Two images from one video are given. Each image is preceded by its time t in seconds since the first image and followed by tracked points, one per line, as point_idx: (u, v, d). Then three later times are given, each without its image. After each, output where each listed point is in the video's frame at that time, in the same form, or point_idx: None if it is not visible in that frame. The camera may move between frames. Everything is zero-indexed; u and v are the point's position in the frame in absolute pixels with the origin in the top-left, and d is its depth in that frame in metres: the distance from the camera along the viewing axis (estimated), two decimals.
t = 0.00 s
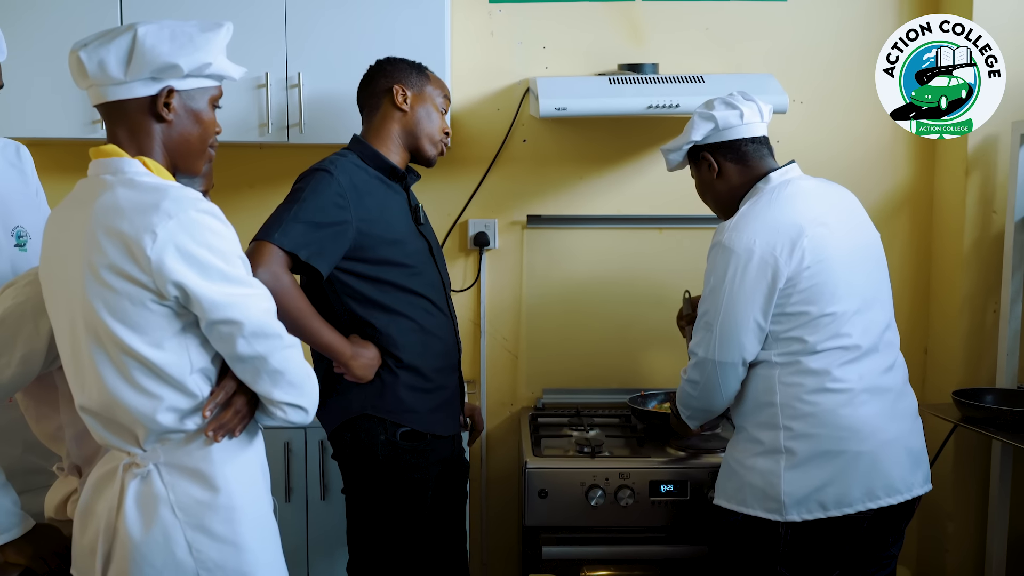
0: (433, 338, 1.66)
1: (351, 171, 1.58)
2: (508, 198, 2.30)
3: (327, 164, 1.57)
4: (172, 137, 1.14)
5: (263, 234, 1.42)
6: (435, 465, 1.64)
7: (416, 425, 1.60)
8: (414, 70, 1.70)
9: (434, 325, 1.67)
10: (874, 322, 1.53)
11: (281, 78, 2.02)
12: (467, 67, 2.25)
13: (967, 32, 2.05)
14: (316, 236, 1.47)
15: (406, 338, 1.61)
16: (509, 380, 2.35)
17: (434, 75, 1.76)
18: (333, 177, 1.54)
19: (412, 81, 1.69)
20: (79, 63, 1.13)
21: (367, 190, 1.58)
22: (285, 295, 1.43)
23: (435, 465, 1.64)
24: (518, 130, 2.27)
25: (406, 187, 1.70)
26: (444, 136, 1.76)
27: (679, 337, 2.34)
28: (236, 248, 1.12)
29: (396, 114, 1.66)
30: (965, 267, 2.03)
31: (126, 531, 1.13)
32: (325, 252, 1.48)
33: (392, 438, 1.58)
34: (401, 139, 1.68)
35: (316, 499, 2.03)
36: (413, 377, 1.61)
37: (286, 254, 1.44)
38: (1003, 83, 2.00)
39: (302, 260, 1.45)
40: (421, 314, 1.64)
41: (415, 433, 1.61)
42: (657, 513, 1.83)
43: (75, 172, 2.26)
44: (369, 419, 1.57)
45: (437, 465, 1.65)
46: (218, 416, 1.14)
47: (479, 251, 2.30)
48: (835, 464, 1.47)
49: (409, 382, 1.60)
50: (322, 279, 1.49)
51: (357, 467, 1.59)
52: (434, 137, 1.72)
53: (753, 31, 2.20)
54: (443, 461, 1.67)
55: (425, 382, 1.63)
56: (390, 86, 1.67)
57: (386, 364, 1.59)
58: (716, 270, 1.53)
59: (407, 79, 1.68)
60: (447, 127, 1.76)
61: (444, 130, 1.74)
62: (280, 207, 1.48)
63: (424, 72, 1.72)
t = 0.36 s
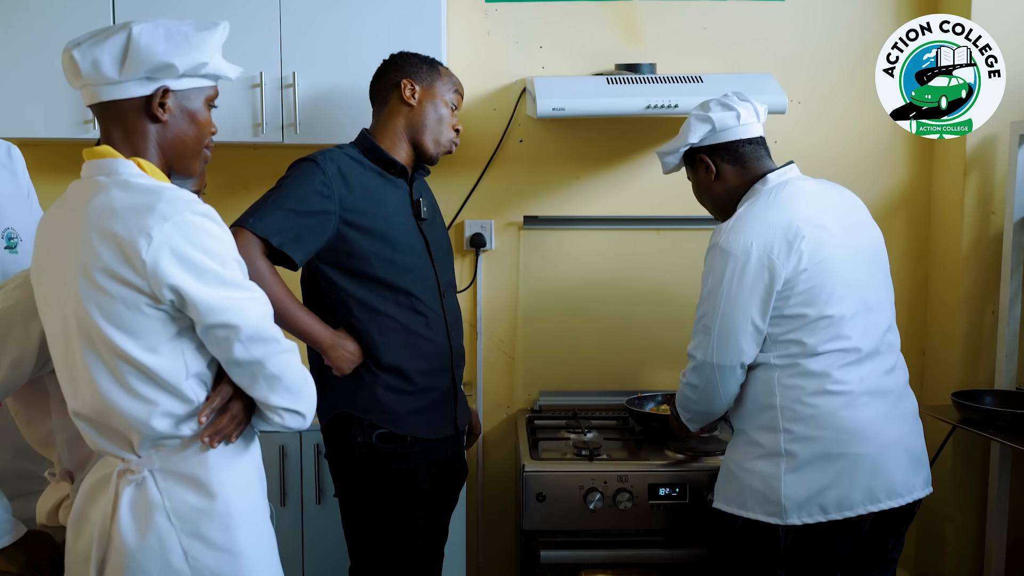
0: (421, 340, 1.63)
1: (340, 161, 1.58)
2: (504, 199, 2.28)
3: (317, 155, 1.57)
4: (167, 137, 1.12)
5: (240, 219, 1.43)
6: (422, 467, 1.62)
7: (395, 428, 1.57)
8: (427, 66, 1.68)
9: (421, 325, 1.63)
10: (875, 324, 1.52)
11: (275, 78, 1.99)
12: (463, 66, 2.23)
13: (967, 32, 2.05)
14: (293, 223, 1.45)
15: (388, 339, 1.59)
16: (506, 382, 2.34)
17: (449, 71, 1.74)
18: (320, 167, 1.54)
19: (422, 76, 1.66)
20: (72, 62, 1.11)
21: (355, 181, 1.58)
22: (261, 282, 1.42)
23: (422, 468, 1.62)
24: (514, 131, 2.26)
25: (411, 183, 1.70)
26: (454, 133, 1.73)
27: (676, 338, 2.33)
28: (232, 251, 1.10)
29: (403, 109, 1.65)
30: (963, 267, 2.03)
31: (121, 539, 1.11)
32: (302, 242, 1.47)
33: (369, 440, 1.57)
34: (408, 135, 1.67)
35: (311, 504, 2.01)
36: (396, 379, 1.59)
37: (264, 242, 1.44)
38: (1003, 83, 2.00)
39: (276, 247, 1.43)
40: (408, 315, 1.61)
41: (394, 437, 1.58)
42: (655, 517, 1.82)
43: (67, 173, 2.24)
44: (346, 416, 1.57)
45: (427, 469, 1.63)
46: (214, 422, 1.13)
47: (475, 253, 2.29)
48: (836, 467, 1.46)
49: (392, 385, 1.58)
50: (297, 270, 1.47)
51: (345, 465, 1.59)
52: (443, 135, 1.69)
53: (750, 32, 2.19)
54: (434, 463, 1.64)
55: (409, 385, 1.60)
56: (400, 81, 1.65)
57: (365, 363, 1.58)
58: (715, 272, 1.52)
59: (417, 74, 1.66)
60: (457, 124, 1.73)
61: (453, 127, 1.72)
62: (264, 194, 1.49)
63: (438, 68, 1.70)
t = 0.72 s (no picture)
0: (406, 347, 1.61)
1: (332, 161, 1.56)
2: (499, 199, 2.27)
3: (309, 155, 1.56)
4: (160, 136, 1.10)
5: (224, 219, 1.42)
6: (413, 469, 1.61)
7: (380, 433, 1.55)
8: (438, 73, 1.66)
9: (404, 330, 1.61)
10: (877, 327, 1.51)
11: (268, 76, 1.97)
12: (457, 65, 2.21)
13: (967, 32, 2.04)
14: (277, 224, 1.44)
15: (371, 346, 1.57)
16: (501, 383, 2.32)
17: (461, 79, 1.71)
18: (309, 168, 1.52)
19: (432, 84, 1.64)
20: (63, 59, 1.08)
21: (347, 184, 1.56)
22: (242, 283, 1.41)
23: (412, 469, 1.61)
24: (509, 130, 2.24)
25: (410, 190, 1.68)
26: (457, 143, 1.71)
27: (672, 339, 2.32)
28: (226, 252, 1.08)
29: (409, 116, 1.63)
30: (960, 267, 2.03)
31: (112, 545, 1.08)
32: (283, 244, 1.45)
33: (357, 445, 1.55)
34: (411, 142, 1.65)
35: (305, 507, 1.99)
36: (379, 386, 1.57)
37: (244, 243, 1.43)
38: (1003, 83, 2.00)
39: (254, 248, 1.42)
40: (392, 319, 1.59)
41: (381, 440, 1.56)
42: (652, 519, 1.81)
43: (57, 172, 2.21)
44: (332, 420, 1.57)
45: (419, 471, 1.62)
46: (206, 425, 1.11)
47: (470, 253, 2.27)
48: (835, 471, 1.45)
49: (372, 390, 1.56)
50: (277, 272, 1.45)
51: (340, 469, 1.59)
52: (446, 145, 1.67)
53: (747, 31, 2.19)
54: (426, 465, 1.63)
55: (391, 391, 1.58)
56: (408, 87, 1.63)
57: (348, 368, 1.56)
58: (715, 272, 1.52)
59: (427, 81, 1.64)
60: (462, 134, 1.71)
61: (457, 137, 1.70)
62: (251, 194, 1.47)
63: (449, 76, 1.68)
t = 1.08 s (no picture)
0: (403, 348, 1.58)
1: (334, 161, 1.53)
2: (496, 199, 2.25)
3: (309, 153, 1.53)
4: (153, 135, 1.07)
5: (223, 217, 1.39)
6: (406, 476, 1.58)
7: (373, 436, 1.53)
8: (428, 68, 1.63)
9: (401, 330, 1.58)
10: (880, 328, 1.50)
11: (262, 75, 1.94)
12: (453, 63, 2.19)
13: (967, 32, 2.03)
14: (277, 224, 1.42)
15: (370, 345, 1.55)
16: (497, 386, 2.30)
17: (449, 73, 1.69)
18: (308, 165, 1.49)
19: (424, 79, 1.62)
20: (53, 56, 1.05)
21: (348, 180, 1.53)
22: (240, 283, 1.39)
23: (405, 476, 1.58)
24: (506, 129, 2.22)
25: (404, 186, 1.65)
26: (449, 138, 1.69)
27: (670, 340, 2.31)
28: (221, 254, 1.06)
29: (403, 112, 1.60)
30: (959, 268, 2.02)
31: (105, 554, 1.06)
32: (284, 243, 1.42)
33: (348, 449, 1.53)
34: (406, 139, 1.62)
35: (300, 512, 1.96)
36: (377, 385, 1.55)
37: (244, 243, 1.40)
38: (1003, 83, 1.99)
39: (256, 248, 1.39)
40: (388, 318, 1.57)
41: (373, 445, 1.53)
42: (651, 522, 1.79)
43: (46, 171, 2.17)
44: (326, 423, 1.54)
45: (410, 478, 1.58)
46: (202, 431, 1.08)
47: (466, 254, 2.25)
48: (837, 476, 1.44)
49: (367, 392, 1.54)
50: (278, 271, 1.43)
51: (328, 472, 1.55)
52: (440, 140, 1.65)
53: (745, 30, 2.17)
54: (421, 470, 1.60)
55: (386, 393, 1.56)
56: (400, 83, 1.61)
57: (343, 371, 1.53)
58: (716, 275, 1.51)
59: (419, 76, 1.61)
60: (454, 129, 1.69)
61: (450, 132, 1.68)
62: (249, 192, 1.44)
63: (439, 70, 1.65)
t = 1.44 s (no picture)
0: (402, 353, 1.58)
1: (328, 179, 1.50)
2: (489, 201, 2.22)
3: (304, 172, 1.49)
4: (140, 136, 1.03)
5: (228, 242, 1.35)
6: (409, 480, 1.57)
7: (384, 439, 1.52)
8: (397, 70, 1.60)
9: (406, 338, 1.59)
10: (877, 331, 1.47)
11: (251, 74, 1.90)
12: (446, 63, 2.16)
13: (967, 32, 2.02)
14: (284, 248, 1.39)
15: (377, 349, 1.53)
16: (490, 390, 2.27)
17: (422, 71, 1.65)
18: (309, 186, 1.46)
19: (394, 82, 1.59)
20: (37, 55, 1.02)
21: (344, 202, 1.51)
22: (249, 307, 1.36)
23: (408, 480, 1.57)
24: (498, 130, 2.19)
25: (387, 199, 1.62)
26: (430, 139, 1.66)
27: (664, 342, 2.29)
28: (213, 259, 1.02)
29: (375, 120, 1.57)
30: (956, 269, 2.02)
31: (93, 569, 1.03)
32: (294, 266, 1.41)
33: (361, 452, 1.49)
34: (382, 146, 1.60)
35: (291, 520, 1.93)
36: (382, 388, 1.53)
37: (252, 267, 1.37)
38: (1003, 83, 1.99)
39: (267, 274, 1.38)
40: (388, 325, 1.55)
41: (384, 447, 1.52)
42: (646, 530, 1.77)
43: (28, 172, 2.12)
44: (334, 431, 1.48)
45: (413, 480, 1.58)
46: (193, 443, 1.04)
47: (458, 256, 2.22)
48: (833, 481, 1.42)
49: (376, 394, 1.52)
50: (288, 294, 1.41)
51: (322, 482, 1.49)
52: (418, 143, 1.62)
53: (740, 30, 2.16)
54: (417, 474, 1.59)
55: (392, 397, 1.55)
56: (370, 90, 1.57)
57: (351, 375, 1.51)
58: (709, 278, 1.48)
59: (387, 81, 1.58)
60: (433, 129, 1.65)
61: (428, 133, 1.64)
62: (249, 215, 1.41)
63: (409, 71, 1.61)
